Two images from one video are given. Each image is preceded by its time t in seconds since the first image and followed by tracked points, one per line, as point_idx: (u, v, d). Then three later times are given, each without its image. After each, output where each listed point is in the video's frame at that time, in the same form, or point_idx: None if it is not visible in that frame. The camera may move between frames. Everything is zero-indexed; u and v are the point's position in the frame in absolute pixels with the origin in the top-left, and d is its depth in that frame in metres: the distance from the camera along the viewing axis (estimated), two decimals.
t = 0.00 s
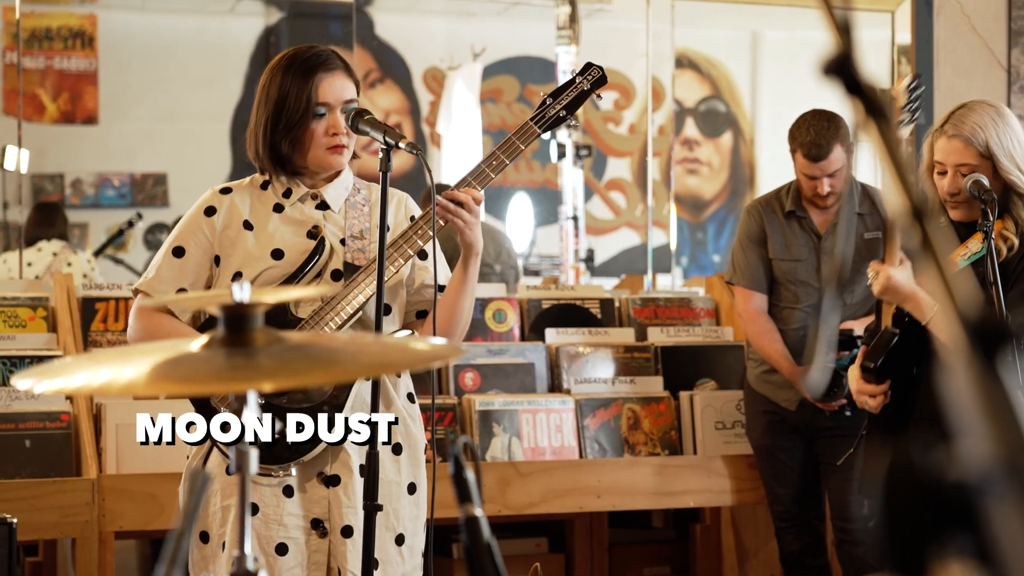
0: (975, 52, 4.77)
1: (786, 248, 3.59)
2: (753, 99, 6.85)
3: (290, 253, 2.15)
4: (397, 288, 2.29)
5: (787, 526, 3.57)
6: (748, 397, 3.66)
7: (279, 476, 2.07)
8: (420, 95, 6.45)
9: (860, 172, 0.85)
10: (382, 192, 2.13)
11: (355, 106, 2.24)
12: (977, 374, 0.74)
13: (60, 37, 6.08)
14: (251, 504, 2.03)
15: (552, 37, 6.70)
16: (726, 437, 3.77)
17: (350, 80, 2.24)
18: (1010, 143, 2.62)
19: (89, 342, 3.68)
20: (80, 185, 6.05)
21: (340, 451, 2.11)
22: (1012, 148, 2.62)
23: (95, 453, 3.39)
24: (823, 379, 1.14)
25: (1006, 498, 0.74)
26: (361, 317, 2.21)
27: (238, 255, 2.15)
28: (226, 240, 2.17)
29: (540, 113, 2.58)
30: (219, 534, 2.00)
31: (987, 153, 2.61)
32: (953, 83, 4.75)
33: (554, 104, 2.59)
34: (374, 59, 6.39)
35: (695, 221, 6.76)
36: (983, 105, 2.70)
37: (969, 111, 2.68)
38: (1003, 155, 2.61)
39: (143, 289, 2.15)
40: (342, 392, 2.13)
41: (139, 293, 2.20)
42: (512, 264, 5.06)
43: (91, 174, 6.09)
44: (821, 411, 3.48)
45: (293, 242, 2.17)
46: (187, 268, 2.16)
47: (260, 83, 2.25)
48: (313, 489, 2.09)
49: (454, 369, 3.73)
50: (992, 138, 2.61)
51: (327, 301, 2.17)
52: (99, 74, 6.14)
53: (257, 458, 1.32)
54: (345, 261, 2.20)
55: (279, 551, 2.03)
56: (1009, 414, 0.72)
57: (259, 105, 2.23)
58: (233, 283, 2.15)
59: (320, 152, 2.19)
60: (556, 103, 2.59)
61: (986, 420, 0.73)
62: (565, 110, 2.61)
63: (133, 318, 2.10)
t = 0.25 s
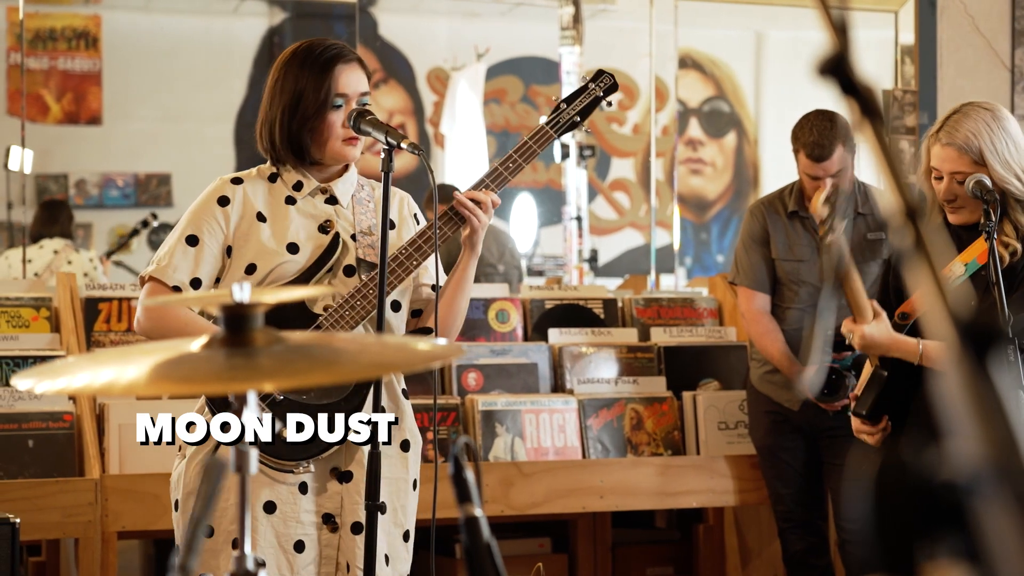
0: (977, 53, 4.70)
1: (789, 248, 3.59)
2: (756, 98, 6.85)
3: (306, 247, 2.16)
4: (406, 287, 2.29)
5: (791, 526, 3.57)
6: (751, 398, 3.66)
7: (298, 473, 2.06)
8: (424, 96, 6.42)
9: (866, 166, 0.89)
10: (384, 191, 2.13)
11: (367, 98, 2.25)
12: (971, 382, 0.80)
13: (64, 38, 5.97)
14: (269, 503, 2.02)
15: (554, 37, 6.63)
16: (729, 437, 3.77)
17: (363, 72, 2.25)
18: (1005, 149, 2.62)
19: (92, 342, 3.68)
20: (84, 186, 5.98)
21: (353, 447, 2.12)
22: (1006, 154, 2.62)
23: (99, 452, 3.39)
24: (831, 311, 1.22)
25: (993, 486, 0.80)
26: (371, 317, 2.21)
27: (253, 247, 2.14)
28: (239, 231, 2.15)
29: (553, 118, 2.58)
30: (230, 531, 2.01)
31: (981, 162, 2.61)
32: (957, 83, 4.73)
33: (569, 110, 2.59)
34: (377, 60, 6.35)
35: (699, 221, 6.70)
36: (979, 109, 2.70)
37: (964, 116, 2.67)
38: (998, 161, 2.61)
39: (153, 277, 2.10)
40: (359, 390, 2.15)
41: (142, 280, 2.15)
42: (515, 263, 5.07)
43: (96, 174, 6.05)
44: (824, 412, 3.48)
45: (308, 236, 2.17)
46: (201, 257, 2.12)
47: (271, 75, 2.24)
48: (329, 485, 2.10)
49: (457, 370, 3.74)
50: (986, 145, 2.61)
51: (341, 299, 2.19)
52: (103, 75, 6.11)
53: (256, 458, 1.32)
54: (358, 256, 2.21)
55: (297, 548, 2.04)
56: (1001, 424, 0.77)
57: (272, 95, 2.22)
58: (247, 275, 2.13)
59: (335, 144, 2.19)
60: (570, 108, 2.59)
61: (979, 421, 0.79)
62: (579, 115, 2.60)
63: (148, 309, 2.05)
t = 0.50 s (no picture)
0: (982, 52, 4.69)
1: (791, 249, 3.59)
2: (760, 99, 6.84)
3: (322, 248, 2.16)
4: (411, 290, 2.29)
5: (794, 526, 3.57)
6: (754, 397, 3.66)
7: (319, 473, 2.06)
8: (428, 96, 6.45)
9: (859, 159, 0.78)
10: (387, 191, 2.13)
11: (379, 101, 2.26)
12: (959, 378, 0.68)
13: (69, 37, 6.02)
14: (288, 504, 2.01)
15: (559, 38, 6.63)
16: (731, 437, 3.78)
17: (376, 75, 2.25)
18: (998, 152, 2.64)
19: (95, 342, 3.67)
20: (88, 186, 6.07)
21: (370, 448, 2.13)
22: (999, 156, 2.64)
23: (102, 453, 3.39)
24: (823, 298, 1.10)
25: (987, 498, 0.66)
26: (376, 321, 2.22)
27: (269, 247, 2.12)
28: (253, 230, 2.14)
29: (562, 126, 2.59)
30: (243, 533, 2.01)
31: (973, 165, 2.63)
32: (962, 82, 4.71)
33: (576, 118, 2.59)
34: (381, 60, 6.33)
35: (703, 221, 6.76)
36: (971, 112, 2.72)
37: (956, 120, 2.70)
38: (991, 164, 2.63)
39: (169, 274, 2.07)
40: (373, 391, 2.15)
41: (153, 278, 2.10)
42: (519, 264, 5.08)
43: (100, 174, 6.09)
44: (828, 412, 3.49)
45: (323, 236, 2.17)
46: (218, 255, 2.10)
47: (285, 75, 2.22)
48: (346, 486, 2.10)
49: (460, 370, 3.74)
50: (979, 149, 2.64)
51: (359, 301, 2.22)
52: (108, 75, 6.15)
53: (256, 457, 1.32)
54: (370, 260, 2.23)
55: (316, 548, 2.04)
56: (995, 423, 0.65)
57: (285, 95, 2.20)
58: (263, 275, 2.12)
59: (350, 146, 2.19)
60: (577, 116, 2.60)
61: (967, 418, 0.66)
62: (586, 123, 2.61)
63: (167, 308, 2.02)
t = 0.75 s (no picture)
0: (986, 53, 4.70)
1: (794, 249, 3.58)
2: (763, 99, 6.82)
3: (326, 256, 2.16)
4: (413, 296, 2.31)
5: (797, 526, 3.57)
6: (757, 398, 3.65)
7: (324, 479, 2.06)
8: (431, 96, 6.36)
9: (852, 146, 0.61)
10: (388, 192, 2.13)
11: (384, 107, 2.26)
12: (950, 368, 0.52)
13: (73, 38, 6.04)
14: (294, 509, 2.02)
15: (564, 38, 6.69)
16: (735, 438, 3.78)
17: (382, 81, 2.26)
18: (977, 160, 2.68)
19: (99, 342, 3.68)
20: (92, 187, 6.03)
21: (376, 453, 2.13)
22: (980, 164, 2.68)
23: (105, 453, 3.39)
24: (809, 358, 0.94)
25: (977, 504, 0.50)
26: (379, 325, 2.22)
27: (273, 255, 2.12)
28: (258, 238, 2.13)
29: (560, 132, 2.59)
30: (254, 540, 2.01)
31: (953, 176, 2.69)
32: (964, 82, 4.70)
33: (575, 125, 2.60)
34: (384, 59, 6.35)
35: (706, 221, 6.73)
36: (947, 120, 2.76)
37: (935, 131, 2.74)
38: (972, 174, 2.68)
39: (175, 281, 2.06)
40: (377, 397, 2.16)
41: (159, 284, 2.10)
42: (522, 264, 5.09)
43: (103, 175, 6.08)
44: (831, 412, 3.47)
45: (327, 245, 2.17)
46: (224, 263, 2.09)
47: (290, 80, 2.23)
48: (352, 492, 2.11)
49: (463, 370, 3.74)
50: (957, 160, 2.68)
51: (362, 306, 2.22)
52: (111, 75, 6.13)
53: (257, 458, 1.32)
54: (372, 265, 2.23)
55: (321, 555, 2.04)
56: (988, 419, 0.50)
57: (292, 101, 2.21)
58: (267, 283, 2.12)
59: (354, 152, 2.20)
60: (576, 124, 2.60)
61: (956, 415, 0.51)
62: (584, 130, 2.61)
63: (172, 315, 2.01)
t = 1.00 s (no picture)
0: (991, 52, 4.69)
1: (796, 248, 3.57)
2: (768, 99, 6.81)
3: (319, 250, 2.16)
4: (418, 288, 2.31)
5: (799, 526, 3.57)
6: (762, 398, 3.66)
7: (320, 475, 2.07)
8: (436, 96, 6.41)
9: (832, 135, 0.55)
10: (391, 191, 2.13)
11: (377, 99, 2.25)
12: (939, 365, 0.47)
13: (77, 38, 6.03)
14: (291, 506, 2.03)
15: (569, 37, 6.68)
16: (738, 438, 3.77)
17: (373, 73, 2.24)
18: (962, 166, 2.69)
19: (102, 342, 3.69)
20: (97, 186, 6.06)
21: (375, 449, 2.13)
22: (966, 170, 2.68)
23: (108, 453, 3.39)
24: (797, 388, 0.88)
25: (966, 504, 0.46)
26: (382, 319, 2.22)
27: (267, 252, 2.13)
28: (251, 236, 2.14)
29: (561, 114, 2.58)
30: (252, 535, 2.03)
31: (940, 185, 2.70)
32: (969, 81, 4.69)
33: (575, 106, 2.59)
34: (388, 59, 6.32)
35: (711, 221, 6.76)
36: (931, 127, 2.76)
37: (920, 139, 2.75)
38: (957, 180, 2.69)
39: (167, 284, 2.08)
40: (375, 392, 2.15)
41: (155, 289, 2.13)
42: (526, 264, 5.08)
43: (108, 175, 6.11)
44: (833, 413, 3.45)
45: (321, 238, 2.17)
46: (215, 263, 2.11)
47: (281, 74, 2.23)
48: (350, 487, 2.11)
49: (467, 370, 3.74)
50: (941, 167, 2.70)
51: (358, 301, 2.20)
52: (115, 75, 6.14)
53: (258, 457, 1.32)
54: (370, 258, 2.22)
55: (319, 550, 2.05)
56: (982, 424, 0.45)
57: (283, 94, 2.21)
58: (261, 280, 2.12)
59: (347, 145, 2.19)
60: (577, 104, 2.59)
61: (947, 412, 0.46)
62: (586, 111, 2.61)
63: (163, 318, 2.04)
